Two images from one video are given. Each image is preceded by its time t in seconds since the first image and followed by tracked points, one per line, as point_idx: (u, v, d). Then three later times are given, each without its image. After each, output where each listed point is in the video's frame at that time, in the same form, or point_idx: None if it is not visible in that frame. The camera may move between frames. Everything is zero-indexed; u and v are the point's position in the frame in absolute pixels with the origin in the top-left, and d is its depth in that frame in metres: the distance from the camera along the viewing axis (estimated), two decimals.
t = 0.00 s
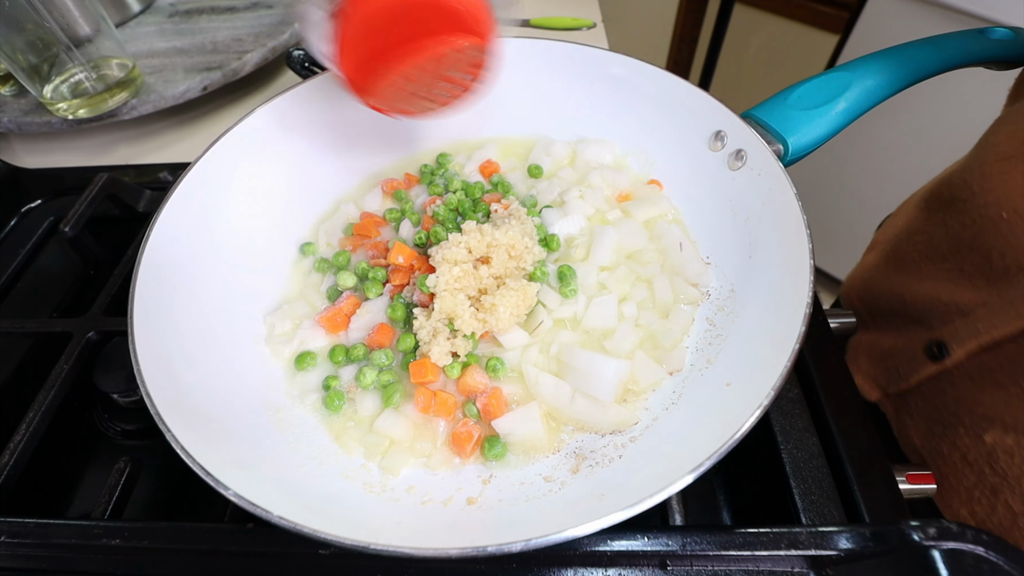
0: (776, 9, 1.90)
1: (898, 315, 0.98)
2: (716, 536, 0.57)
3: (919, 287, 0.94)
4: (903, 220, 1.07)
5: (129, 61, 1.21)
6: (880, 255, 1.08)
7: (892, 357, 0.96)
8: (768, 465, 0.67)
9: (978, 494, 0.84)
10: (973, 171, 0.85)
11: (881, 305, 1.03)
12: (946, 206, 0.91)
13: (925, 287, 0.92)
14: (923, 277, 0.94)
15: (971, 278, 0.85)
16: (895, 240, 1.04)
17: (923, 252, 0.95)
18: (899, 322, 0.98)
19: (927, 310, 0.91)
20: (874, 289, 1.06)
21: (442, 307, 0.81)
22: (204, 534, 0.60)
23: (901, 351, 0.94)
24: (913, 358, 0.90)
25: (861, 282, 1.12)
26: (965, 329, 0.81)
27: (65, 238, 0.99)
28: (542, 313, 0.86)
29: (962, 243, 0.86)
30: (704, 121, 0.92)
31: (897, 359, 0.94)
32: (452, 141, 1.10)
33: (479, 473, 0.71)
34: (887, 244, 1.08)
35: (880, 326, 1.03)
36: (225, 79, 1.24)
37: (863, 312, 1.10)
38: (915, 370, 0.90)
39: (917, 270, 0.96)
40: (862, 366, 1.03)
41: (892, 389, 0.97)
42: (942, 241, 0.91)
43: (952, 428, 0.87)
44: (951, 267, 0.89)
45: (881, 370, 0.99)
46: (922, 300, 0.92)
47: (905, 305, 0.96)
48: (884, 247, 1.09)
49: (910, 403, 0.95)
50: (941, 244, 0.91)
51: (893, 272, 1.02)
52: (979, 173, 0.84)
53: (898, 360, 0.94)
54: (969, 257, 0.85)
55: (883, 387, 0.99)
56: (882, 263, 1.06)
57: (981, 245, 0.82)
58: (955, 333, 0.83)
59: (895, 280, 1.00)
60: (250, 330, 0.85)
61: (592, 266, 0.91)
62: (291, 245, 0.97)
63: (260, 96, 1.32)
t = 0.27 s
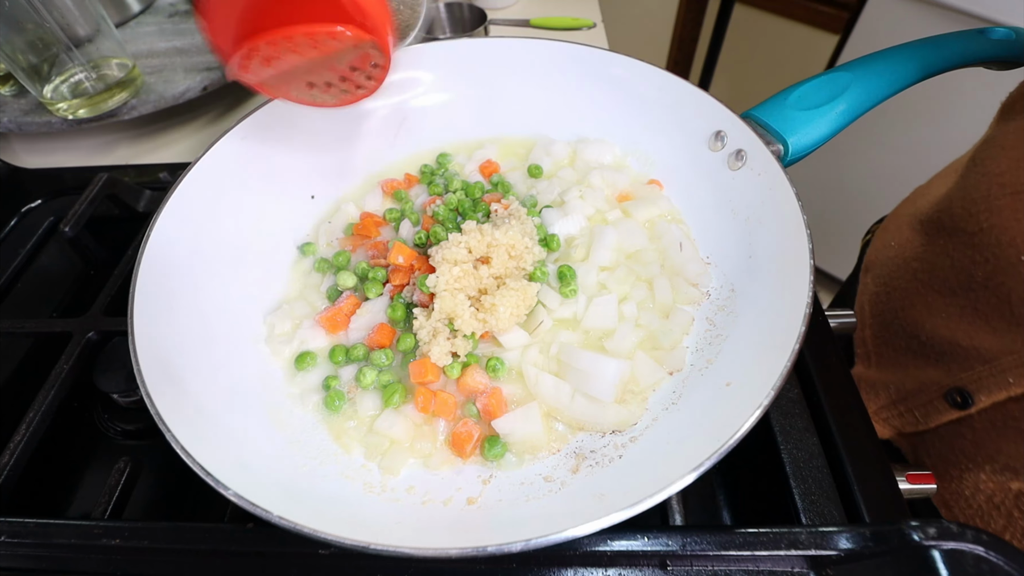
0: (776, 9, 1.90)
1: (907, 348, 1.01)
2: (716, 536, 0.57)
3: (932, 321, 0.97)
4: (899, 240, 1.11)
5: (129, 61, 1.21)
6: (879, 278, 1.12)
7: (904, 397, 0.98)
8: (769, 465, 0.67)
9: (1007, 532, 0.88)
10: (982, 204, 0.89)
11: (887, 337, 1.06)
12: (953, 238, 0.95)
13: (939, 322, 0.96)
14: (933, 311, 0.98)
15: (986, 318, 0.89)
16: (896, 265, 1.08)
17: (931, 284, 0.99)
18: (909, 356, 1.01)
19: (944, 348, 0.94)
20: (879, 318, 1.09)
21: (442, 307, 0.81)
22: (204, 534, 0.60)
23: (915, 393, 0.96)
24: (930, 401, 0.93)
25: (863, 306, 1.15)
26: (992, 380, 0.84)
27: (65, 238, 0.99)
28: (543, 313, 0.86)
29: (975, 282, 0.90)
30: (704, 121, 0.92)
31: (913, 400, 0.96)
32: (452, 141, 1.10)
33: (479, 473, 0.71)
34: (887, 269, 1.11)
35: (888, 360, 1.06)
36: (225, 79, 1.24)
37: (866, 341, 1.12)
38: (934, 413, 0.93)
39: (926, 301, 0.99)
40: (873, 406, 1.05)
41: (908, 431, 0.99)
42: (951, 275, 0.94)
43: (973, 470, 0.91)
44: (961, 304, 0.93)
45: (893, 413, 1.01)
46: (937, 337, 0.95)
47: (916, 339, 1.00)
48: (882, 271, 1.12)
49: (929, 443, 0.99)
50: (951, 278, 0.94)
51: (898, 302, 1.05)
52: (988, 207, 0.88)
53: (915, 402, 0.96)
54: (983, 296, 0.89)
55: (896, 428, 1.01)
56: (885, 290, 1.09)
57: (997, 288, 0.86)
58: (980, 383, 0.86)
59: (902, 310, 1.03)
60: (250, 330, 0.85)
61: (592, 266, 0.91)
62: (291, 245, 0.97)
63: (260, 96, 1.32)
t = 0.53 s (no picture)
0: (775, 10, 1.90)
1: (913, 362, 1.01)
2: (716, 536, 0.57)
3: (937, 335, 0.98)
4: (896, 248, 1.12)
5: (129, 61, 1.21)
6: (879, 287, 1.12)
7: (914, 412, 0.97)
8: (768, 465, 0.67)
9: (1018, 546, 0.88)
10: (987, 220, 0.93)
11: (890, 350, 1.06)
12: (958, 251, 0.98)
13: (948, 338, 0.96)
14: (938, 324, 0.99)
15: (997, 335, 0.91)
16: (897, 274, 1.08)
17: (936, 297, 1.00)
18: (914, 371, 1.01)
19: (951, 364, 0.95)
20: (880, 330, 1.09)
21: (442, 307, 0.81)
22: (204, 534, 0.61)
23: (926, 409, 0.95)
24: (941, 418, 0.92)
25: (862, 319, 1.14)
26: (1004, 401, 0.85)
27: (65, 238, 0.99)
28: (543, 313, 0.86)
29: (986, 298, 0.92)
30: (704, 120, 0.92)
31: (923, 415, 0.95)
32: (452, 141, 1.10)
33: (479, 473, 0.71)
34: (884, 279, 1.11)
35: (891, 374, 1.05)
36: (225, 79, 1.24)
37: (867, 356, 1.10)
38: (946, 430, 0.92)
39: (931, 315, 1.00)
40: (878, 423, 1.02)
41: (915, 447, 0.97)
42: (958, 291, 0.96)
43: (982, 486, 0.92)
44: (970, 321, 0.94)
45: (902, 431, 0.99)
46: (943, 352, 0.96)
47: (922, 354, 1.00)
48: (880, 280, 1.12)
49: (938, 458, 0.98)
50: (956, 292, 0.96)
51: (899, 314, 1.05)
52: (994, 223, 0.92)
53: (925, 418, 0.95)
54: (990, 312, 0.91)
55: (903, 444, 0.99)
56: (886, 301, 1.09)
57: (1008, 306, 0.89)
58: (992, 403, 0.86)
59: (906, 322, 1.04)
60: (250, 330, 0.85)
61: (592, 266, 0.91)
62: (291, 245, 0.97)
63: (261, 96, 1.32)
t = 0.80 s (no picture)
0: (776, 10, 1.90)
1: (913, 364, 1.01)
2: (716, 536, 0.57)
3: (937, 335, 0.98)
4: (895, 247, 1.12)
5: (129, 61, 1.21)
6: (879, 286, 1.12)
7: (915, 414, 0.97)
8: (768, 465, 0.67)
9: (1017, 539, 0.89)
10: (987, 220, 0.93)
11: (891, 351, 1.06)
12: (957, 252, 0.98)
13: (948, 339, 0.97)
14: (938, 324, 0.99)
15: (997, 337, 0.91)
16: (897, 274, 1.08)
17: (935, 297, 1.00)
18: (914, 372, 1.01)
19: (952, 365, 0.95)
20: (880, 330, 1.09)
21: (442, 308, 0.81)
22: (204, 535, 0.60)
23: (927, 412, 0.95)
24: (941, 419, 0.92)
25: (861, 318, 1.13)
26: (1004, 403, 0.84)
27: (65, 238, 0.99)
28: (543, 313, 0.86)
29: (986, 298, 0.92)
30: (704, 120, 0.92)
31: (923, 417, 0.96)
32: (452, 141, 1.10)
33: (479, 473, 0.71)
34: (884, 278, 1.11)
35: (892, 375, 1.05)
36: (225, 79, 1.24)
37: (868, 356, 1.11)
38: (946, 432, 0.92)
39: (930, 315, 1.00)
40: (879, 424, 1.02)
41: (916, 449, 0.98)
42: (958, 292, 0.96)
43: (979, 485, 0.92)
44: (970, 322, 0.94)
45: (903, 432, 0.99)
46: (944, 352, 0.96)
47: (922, 355, 1.00)
48: (879, 279, 1.12)
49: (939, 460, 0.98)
50: (956, 293, 0.96)
51: (898, 314, 1.05)
52: (994, 225, 0.91)
53: (925, 419, 0.95)
54: (990, 314, 0.91)
55: (903, 445, 1.00)
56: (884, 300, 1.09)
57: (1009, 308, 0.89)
58: (991, 405, 0.85)
59: (905, 322, 1.04)
60: (250, 330, 0.85)
61: (592, 266, 0.91)
62: (291, 245, 0.97)
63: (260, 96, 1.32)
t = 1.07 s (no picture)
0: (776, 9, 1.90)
1: (914, 374, 1.01)
2: (716, 536, 0.57)
3: (936, 345, 0.98)
4: (893, 254, 1.12)
5: (129, 61, 1.21)
6: (879, 294, 1.12)
7: (915, 423, 0.97)
8: (768, 465, 0.67)
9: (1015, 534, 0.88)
10: (981, 231, 0.92)
11: (893, 361, 1.06)
12: (954, 261, 0.97)
13: (948, 350, 0.96)
14: (937, 334, 0.99)
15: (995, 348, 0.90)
16: (896, 283, 1.09)
17: (934, 308, 1.00)
18: (915, 382, 1.01)
19: (951, 377, 0.95)
20: (883, 340, 1.09)
21: (442, 308, 0.81)
22: (204, 535, 0.60)
23: (928, 422, 0.95)
24: (942, 430, 0.92)
25: (864, 328, 1.14)
26: (1004, 415, 0.84)
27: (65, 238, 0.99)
28: (543, 313, 0.85)
29: (982, 310, 0.91)
30: (704, 121, 0.92)
31: (924, 428, 0.96)
32: (451, 141, 1.10)
33: (478, 473, 0.71)
34: (884, 288, 1.12)
35: (893, 384, 1.06)
36: (225, 79, 1.24)
37: (872, 365, 1.12)
38: (947, 443, 0.92)
39: (929, 326, 1.00)
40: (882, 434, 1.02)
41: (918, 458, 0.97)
42: (956, 302, 0.96)
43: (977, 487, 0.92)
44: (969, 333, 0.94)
45: (905, 443, 0.99)
46: (943, 363, 0.96)
47: (923, 366, 1.00)
48: (880, 289, 1.13)
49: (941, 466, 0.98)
50: (954, 304, 0.96)
51: (899, 324, 1.06)
52: (989, 235, 0.90)
53: (926, 429, 0.95)
54: (988, 325, 0.91)
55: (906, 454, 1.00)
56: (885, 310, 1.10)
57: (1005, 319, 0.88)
58: (991, 417, 0.85)
59: (905, 332, 1.04)
60: (250, 330, 0.85)
61: (592, 266, 0.91)
62: (291, 245, 0.97)
63: (260, 96, 1.32)
